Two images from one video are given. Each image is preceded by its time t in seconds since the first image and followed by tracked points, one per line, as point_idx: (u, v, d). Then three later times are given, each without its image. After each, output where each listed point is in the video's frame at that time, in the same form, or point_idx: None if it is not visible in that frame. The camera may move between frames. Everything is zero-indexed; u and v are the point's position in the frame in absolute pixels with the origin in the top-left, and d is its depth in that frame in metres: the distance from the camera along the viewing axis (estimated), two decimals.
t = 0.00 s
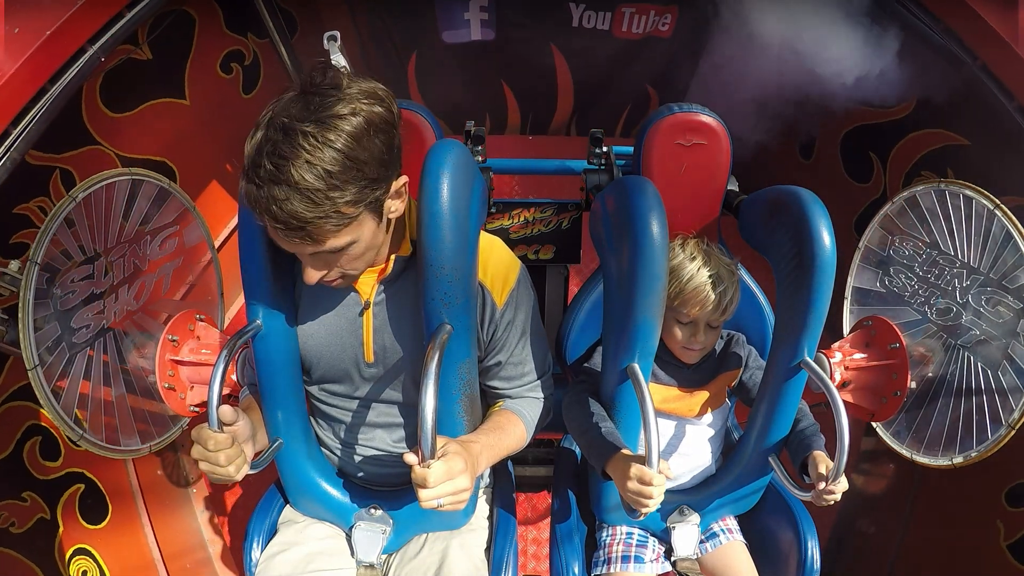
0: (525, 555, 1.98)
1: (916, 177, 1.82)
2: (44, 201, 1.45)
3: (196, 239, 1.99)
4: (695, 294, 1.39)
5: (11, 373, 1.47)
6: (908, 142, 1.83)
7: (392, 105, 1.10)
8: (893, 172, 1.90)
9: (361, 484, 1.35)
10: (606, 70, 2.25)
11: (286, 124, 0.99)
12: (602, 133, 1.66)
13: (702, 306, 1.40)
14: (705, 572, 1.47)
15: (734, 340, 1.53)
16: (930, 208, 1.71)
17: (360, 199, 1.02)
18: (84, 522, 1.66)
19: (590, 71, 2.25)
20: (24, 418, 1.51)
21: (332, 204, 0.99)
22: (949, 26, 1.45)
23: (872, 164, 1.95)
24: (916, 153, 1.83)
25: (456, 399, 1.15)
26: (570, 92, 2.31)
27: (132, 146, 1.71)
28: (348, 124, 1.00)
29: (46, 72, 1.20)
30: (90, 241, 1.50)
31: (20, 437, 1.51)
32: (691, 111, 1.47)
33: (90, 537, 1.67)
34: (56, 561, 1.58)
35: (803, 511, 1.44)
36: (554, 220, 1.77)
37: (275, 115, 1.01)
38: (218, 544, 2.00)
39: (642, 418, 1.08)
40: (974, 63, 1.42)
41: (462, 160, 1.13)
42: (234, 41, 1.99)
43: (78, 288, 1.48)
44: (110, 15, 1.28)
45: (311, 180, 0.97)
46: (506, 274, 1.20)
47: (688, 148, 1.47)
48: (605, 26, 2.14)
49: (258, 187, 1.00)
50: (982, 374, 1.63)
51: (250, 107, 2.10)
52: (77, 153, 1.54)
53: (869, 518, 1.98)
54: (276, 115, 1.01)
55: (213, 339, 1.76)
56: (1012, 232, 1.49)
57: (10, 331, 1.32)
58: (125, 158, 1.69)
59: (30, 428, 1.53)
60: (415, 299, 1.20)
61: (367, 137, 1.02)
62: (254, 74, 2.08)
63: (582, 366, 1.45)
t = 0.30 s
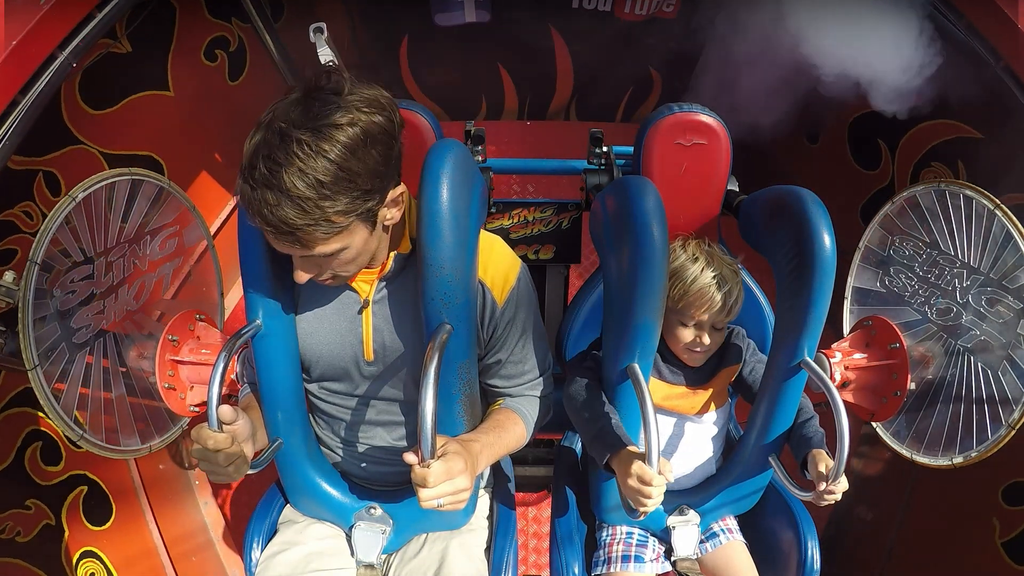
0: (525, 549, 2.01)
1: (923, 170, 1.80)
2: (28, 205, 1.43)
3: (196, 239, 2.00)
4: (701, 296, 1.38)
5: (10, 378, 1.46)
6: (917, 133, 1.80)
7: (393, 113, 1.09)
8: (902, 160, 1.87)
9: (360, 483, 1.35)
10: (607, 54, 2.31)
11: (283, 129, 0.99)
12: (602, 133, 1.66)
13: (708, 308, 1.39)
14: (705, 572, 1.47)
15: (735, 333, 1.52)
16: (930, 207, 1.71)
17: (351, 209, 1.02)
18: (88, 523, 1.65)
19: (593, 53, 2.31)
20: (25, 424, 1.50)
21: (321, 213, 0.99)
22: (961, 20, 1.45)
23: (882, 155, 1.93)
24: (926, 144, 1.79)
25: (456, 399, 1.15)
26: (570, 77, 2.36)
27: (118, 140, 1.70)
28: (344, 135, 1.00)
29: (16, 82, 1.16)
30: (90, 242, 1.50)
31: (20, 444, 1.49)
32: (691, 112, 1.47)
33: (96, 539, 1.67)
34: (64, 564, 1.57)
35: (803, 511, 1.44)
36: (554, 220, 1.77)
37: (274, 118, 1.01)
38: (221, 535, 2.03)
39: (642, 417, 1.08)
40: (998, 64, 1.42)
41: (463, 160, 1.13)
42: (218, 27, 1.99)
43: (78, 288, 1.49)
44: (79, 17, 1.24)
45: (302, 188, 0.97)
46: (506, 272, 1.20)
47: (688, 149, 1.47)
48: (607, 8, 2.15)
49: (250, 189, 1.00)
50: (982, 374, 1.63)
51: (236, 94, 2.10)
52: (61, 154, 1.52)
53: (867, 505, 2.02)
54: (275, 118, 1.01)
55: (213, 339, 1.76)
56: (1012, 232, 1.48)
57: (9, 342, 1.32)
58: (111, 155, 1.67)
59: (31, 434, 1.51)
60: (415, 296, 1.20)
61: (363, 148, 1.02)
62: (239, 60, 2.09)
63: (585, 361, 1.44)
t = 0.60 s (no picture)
0: (525, 552, 1.94)
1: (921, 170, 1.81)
2: (29, 201, 1.42)
3: (196, 239, 2.00)
4: (718, 352, 1.35)
5: (8, 375, 1.45)
6: (915, 134, 1.82)
7: (387, 134, 1.07)
8: (900, 161, 1.88)
9: (361, 483, 1.35)
10: (608, 53, 2.29)
11: (271, 140, 0.99)
12: (602, 133, 1.66)
13: (723, 362, 1.36)
14: (705, 571, 1.47)
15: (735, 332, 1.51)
16: (930, 207, 1.71)
17: (329, 227, 1.01)
18: (84, 524, 1.64)
19: (592, 56, 2.30)
20: (21, 422, 1.49)
21: (297, 227, 0.99)
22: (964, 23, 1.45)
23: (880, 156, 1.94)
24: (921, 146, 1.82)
25: (456, 398, 1.15)
26: (570, 77, 2.35)
27: (120, 141, 1.70)
28: (329, 154, 0.99)
29: (20, 75, 1.16)
30: (90, 242, 1.50)
31: (16, 441, 1.48)
32: (691, 112, 1.47)
33: (91, 540, 1.65)
34: (56, 564, 1.56)
35: (803, 511, 1.43)
36: (554, 220, 1.78)
37: (267, 125, 1.01)
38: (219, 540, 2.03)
39: (642, 419, 1.08)
40: (993, 58, 1.41)
41: (462, 160, 1.13)
42: (223, 29, 1.99)
43: (78, 288, 1.49)
44: (85, 11, 1.24)
45: (280, 202, 0.98)
46: (506, 272, 1.20)
47: (688, 149, 1.47)
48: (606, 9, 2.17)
49: (234, 193, 1.01)
50: (982, 374, 1.62)
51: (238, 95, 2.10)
52: (59, 152, 1.50)
53: (870, 509, 2.01)
54: (268, 126, 1.01)
55: (213, 339, 1.76)
56: (1012, 232, 1.48)
57: (9, 337, 1.32)
58: (111, 153, 1.67)
59: (26, 432, 1.50)
60: (415, 295, 1.21)
61: (347, 169, 1.01)
62: (241, 62, 2.09)
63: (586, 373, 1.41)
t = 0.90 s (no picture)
0: (524, 556, 1.97)
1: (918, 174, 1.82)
2: (38, 193, 1.44)
3: (196, 240, 2.00)
4: (722, 356, 1.34)
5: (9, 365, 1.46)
6: (913, 138, 1.82)
7: (377, 149, 1.06)
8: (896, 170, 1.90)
9: (361, 484, 1.34)
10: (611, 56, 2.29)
11: (258, 151, 0.99)
12: (602, 133, 1.66)
13: (727, 366, 1.36)
14: (705, 571, 1.47)
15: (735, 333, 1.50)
16: (930, 208, 1.72)
17: (312, 239, 1.02)
18: (74, 522, 1.64)
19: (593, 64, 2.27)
20: (15, 415, 1.49)
21: (280, 238, 1.01)
22: (953, 22, 1.51)
23: (875, 161, 1.95)
24: (918, 151, 1.83)
25: (456, 399, 1.15)
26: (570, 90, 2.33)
27: (129, 139, 1.71)
28: (314, 170, 0.99)
29: (41, 57, 1.23)
30: (90, 241, 1.51)
31: (9, 434, 1.49)
32: (691, 112, 1.47)
33: (81, 537, 1.65)
34: (42, 557, 1.56)
35: (803, 511, 1.44)
36: (554, 220, 1.78)
37: (258, 134, 1.01)
38: (215, 550, 2.04)
39: (642, 420, 1.08)
40: (979, 51, 1.48)
41: (462, 160, 1.13)
42: (235, 36, 1.97)
43: (78, 288, 1.49)
44: (106, 2, 1.30)
45: (264, 214, 0.99)
46: (506, 273, 1.20)
47: (688, 149, 1.47)
48: (606, 20, 2.18)
49: (221, 198, 1.02)
50: (982, 374, 1.62)
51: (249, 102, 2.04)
52: (70, 146, 1.53)
53: (875, 521, 2.00)
54: (257, 135, 1.01)
55: (214, 339, 1.74)
56: (1012, 232, 1.50)
57: (10, 327, 1.32)
58: (125, 153, 1.70)
59: (21, 425, 1.50)
60: (415, 295, 1.20)
61: (332, 185, 1.00)
62: (252, 71, 2.04)
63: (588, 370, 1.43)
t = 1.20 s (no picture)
0: (525, 554, 1.98)
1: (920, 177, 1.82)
2: (30, 193, 1.44)
3: (196, 240, 2.00)
4: (722, 366, 1.36)
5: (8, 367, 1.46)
6: (917, 136, 1.81)
7: (372, 146, 1.06)
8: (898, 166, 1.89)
9: (361, 484, 1.34)
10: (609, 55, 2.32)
11: (253, 152, 1.00)
12: (602, 133, 1.66)
13: (727, 374, 1.37)
14: (705, 571, 1.47)
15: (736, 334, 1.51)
16: (930, 208, 1.72)
17: (310, 237, 1.02)
18: (75, 522, 1.64)
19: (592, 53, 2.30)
20: (14, 416, 1.50)
21: (278, 237, 1.01)
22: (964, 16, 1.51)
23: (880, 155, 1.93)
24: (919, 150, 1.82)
25: (456, 399, 1.15)
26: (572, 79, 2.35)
27: (122, 137, 1.70)
28: (309, 169, 0.99)
29: (26, 57, 1.28)
30: (90, 242, 1.51)
31: (9, 435, 1.49)
32: (691, 112, 1.47)
33: (81, 538, 1.65)
34: (44, 561, 1.57)
35: (803, 510, 1.43)
36: (554, 220, 1.77)
37: (254, 134, 1.02)
38: (215, 543, 2.02)
39: (642, 419, 1.08)
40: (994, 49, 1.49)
41: (462, 160, 1.13)
42: (228, 29, 1.99)
43: (78, 288, 1.49)
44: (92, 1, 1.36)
45: (261, 213, 0.99)
46: (506, 274, 1.20)
47: (688, 148, 1.48)
48: (608, 12, 2.19)
49: (219, 198, 1.03)
50: (982, 374, 1.63)
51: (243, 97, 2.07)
52: (63, 144, 1.52)
53: (875, 514, 1.99)
54: (251, 137, 1.01)
55: (213, 339, 1.75)
56: (1012, 232, 1.50)
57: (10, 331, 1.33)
58: (115, 150, 1.67)
59: (19, 428, 1.51)
60: (415, 295, 1.21)
61: (328, 182, 1.01)
62: (246, 63, 2.07)
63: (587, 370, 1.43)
